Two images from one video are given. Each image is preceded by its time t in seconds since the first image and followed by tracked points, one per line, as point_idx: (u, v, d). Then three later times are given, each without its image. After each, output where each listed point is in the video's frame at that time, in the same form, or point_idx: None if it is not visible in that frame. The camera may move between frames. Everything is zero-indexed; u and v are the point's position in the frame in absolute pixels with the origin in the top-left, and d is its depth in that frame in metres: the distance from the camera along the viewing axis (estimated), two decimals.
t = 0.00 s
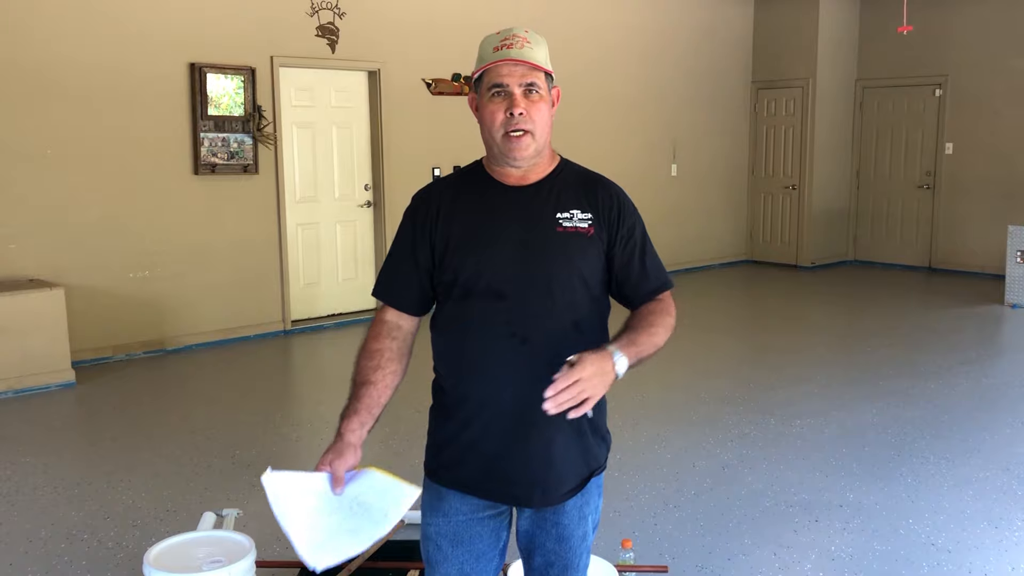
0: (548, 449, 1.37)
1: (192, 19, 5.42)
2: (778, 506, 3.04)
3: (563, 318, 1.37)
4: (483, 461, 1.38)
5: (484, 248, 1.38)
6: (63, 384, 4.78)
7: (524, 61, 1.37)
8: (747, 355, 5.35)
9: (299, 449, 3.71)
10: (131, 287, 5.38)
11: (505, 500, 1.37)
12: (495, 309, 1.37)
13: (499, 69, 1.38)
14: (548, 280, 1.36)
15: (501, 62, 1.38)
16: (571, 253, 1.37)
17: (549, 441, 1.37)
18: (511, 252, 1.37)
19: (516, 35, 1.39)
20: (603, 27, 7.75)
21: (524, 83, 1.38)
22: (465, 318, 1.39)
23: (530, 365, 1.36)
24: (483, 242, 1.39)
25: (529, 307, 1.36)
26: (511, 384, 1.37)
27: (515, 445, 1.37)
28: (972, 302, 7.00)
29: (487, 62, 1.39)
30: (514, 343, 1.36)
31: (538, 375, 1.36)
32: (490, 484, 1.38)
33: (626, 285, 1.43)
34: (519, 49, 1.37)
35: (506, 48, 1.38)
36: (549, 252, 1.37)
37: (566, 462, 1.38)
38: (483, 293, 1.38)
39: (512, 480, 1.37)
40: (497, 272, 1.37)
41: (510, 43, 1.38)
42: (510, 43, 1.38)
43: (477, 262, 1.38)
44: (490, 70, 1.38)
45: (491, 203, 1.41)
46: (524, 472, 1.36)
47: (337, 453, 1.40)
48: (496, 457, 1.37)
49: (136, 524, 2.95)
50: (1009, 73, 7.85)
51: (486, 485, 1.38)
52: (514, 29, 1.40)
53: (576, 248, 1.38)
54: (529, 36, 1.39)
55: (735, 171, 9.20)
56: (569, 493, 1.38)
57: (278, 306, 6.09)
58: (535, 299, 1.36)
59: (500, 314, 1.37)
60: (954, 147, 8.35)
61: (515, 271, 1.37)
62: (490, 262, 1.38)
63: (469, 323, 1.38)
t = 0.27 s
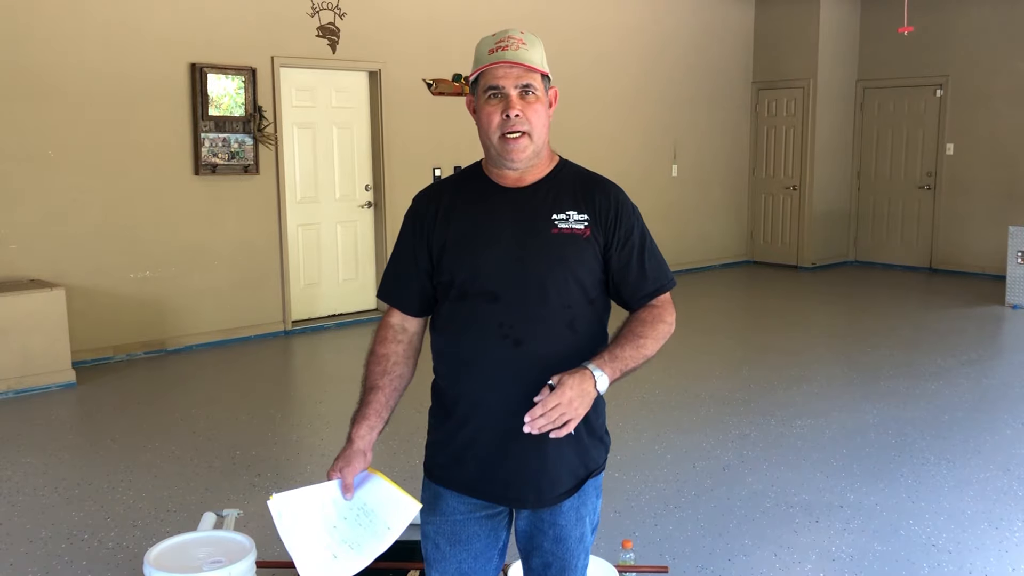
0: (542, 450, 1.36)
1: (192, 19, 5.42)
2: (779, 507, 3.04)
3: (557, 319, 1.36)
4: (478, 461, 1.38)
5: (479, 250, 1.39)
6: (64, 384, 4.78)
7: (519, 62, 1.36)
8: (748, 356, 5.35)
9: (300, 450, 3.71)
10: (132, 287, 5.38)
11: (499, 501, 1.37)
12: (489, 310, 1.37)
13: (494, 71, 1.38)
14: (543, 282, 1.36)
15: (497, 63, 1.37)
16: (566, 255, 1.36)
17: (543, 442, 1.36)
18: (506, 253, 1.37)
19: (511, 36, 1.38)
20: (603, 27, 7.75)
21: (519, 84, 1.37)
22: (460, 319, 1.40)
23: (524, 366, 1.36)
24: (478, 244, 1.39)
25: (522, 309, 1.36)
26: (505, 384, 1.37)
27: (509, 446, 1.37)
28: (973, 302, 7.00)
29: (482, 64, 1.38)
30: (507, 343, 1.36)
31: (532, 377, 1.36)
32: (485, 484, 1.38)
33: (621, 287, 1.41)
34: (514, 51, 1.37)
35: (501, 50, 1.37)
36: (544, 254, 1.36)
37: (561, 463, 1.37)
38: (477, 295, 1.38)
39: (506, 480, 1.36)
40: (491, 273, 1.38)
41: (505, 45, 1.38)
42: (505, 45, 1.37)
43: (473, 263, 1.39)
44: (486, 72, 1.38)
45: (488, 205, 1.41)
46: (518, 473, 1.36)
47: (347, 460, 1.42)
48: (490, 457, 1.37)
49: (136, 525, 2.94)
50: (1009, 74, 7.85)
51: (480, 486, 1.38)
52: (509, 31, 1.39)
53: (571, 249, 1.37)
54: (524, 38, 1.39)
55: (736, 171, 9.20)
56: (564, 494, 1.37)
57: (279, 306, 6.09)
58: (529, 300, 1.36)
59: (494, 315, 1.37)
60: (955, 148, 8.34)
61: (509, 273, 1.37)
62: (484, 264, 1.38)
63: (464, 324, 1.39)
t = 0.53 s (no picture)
0: (536, 448, 1.36)
1: (193, 19, 5.42)
2: (780, 507, 3.04)
3: (549, 318, 1.36)
4: (472, 459, 1.38)
5: (470, 250, 1.39)
6: (65, 383, 4.78)
7: (507, 61, 1.37)
8: (749, 356, 5.35)
9: (301, 449, 3.72)
10: (133, 287, 5.38)
11: (494, 500, 1.37)
12: (481, 310, 1.37)
13: (482, 70, 1.38)
14: (534, 281, 1.35)
15: (485, 63, 1.37)
16: (557, 254, 1.36)
17: (536, 441, 1.36)
18: (497, 253, 1.38)
19: (499, 36, 1.39)
20: (605, 27, 7.75)
21: (508, 83, 1.38)
22: (453, 319, 1.40)
23: (516, 366, 1.36)
24: (470, 244, 1.40)
25: (515, 307, 1.36)
26: (498, 384, 1.37)
27: (503, 445, 1.37)
28: (974, 303, 7.00)
29: (470, 64, 1.39)
30: (499, 343, 1.36)
31: (524, 376, 1.36)
32: (480, 484, 1.38)
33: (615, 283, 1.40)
34: (501, 50, 1.37)
35: (489, 50, 1.37)
36: (535, 253, 1.36)
37: (556, 462, 1.36)
38: (469, 294, 1.39)
39: (500, 479, 1.36)
40: (482, 273, 1.38)
41: (492, 45, 1.38)
42: (492, 45, 1.38)
43: (465, 263, 1.39)
44: (475, 72, 1.38)
45: (479, 206, 1.41)
46: (512, 473, 1.36)
47: (345, 456, 1.42)
48: (484, 456, 1.38)
49: (137, 524, 2.95)
50: (1011, 74, 7.84)
51: (475, 485, 1.38)
52: (496, 31, 1.40)
53: (562, 248, 1.36)
54: (511, 37, 1.39)
55: (737, 171, 9.20)
56: (560, 493, 1.37)
57: (280, 305, 6.10)
58: (520, 299, 1.35)
59: (485, 314, 1.37)
60: (956, 148, 8.34)
61: (500, 272, 1.37)
62: (477, 263, 1.38)
63: (457, 324, 1.39)
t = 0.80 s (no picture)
0: (531, 448, 1.36)
1: (195, 19, 5.43)
2: (780, 508, 3.05)
3: (542, 318, 1.36)
4: (467, 460, 1.38)
5: (463, 251, 1.39)
6: (67, 383, 4.79)
7: (497, 62, 1.37)
8: (750, 357, 5.35)
9: (302, 448, 3.72)
10: (135, 286, 5.39)
11: (490, 500, 1.37)
12: (474, 311, 1.38)
13: (473, 72, 1.38)
14: (526, 282, 1.36)
15: (475, 65, 1.38)
16: (549, 253, 1.36)
17: (531, 441, 1.36)
18: (489, 254, 1.38)
19: (488, 37, 1.39)
20: (606, 28, 7.76)
21: (498, 83, 1.38)
22: (446, 320, 1.40)
23: (509, 367, 1.36)
24: (462, 245, 1.40)
25: (507, 308, 1.36)
26: (491, 385, 1.37)
27: (498, 445, 1.37)
28: (975, 304, 7.00)
29: (460, 66, 1.39)
30: (492, 344, 1.37)
31: (518, 376, 1.36)
32: (475, 483, 1.38)
33: (604, 282, 1.39)
34: (491, 51, 1.37)
35: (479, 51, 1.38)
36: (527, 253, 1.36)
37: (551, 461, 1.36)
38: (462, 295, 1.39)
39: (496, 479, 1.37)
40: (474, 274, 1.38)
41: (482, 45, 1.38)
42: (482, 46, 1.38)
43: (457, 264, 1.39)
44: (465, 74, 1.39)
45: (471, 207, 1.42)
46: (507, 473, 1.36)
47: (343, 459, 1.43)
48: (479, 457, 1.38)
49: (139, 523, 2.95)
50: (1012, 75, 7.84)
51: (471, 485, 1.38)
52: (486, 31, 1.40)
53: (554, 248, 1.36)
54: (501, 37, 1.39)
55: (738, 172, 9.20)
56: (556, 492, 1.37)
57: (282, 305, 6.10)
58: (512, 300, 1.36)
59: (478, 315, 1.37)
60: (957, 149, 8.34)
61: (492, 273, 1.37)
62: (470, 263, 1.39)
63: (451, 325, 1.40)
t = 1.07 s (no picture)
0: (529, 448, 1.36)
1: (198, 19, 5.44)
2: (780, 508, 3.05)
3: (540, 316, 1.36)
4: (465, 459, 1.39)
5: (462, 249, 1.40)
6: (68, 383, 4.80)
7: (493, 67, 1.37)
8: (751, 358, 5.35)
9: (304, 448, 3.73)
10: (136, 286, 5.39)
11: (487, 500, 1.37)
12: (472, 309, 1.38)
13: (469, 80, 1.39)
14: (525, 280, 1.36)
15: (470, 72, 1.38)
16: (548, 253, 1.36)
17: (529, 440, 1.36)
18: (489, 252, 1.38)
19: (481, 42, 1.39)
20: (607, 29, 7.76)
21: (495, 89, 1.38)
22: (444, 317, 1.40)
23: (507, 365, 1.36)
24: (461, 243, 1.40)
25: (506, 305, 1.36)
26: (489, 383, 1.37)
27: (496, 444, 1.37)
28: (976, 304, 7.00)
29: (456, 74, 1.40)
30: (490, 342, 1.37)
31: (516, 374, 1.36)
32: (473, 483, 1.38)
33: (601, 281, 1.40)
34: (485, 57, 1.38)
35: (473, 58, 1.38)
36: (526, 252, 1.37)
37: (549, 461, 1.37)
38: (461, 293, 1.39)
39: (494, 479, 1.37)
40: (473, 272, 1.38)
41: (476, 52, 1.39)
42: (476, 52, 1.39)
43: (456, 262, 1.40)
44: (461, 82, 1.39)
45: (470, 204, 1.42)
46: (505, 472, 1.36)
47: (310, 426, 1.42)
48: (477, 456, 1.38)
49: (141, 523, 2.96)
50: (1014, 76, 7.84)
51: (469, 484, 1.38)
52: (479, 36, 1.40)
53: (554, 247, 1.37)
54: (494, 41, 1.40)
55: (740, 173, 9.20)
56: (554, 492, 1.37)
57: (283, 305, 6.11)
58: (511, 298, 1.36)
59: (477, 313, 1.38)
60: (959, 150, 8.34)
61: (492, 271, 1.37)
62: (469, 261, 1.39)
63: (449, 323, 1.40)
